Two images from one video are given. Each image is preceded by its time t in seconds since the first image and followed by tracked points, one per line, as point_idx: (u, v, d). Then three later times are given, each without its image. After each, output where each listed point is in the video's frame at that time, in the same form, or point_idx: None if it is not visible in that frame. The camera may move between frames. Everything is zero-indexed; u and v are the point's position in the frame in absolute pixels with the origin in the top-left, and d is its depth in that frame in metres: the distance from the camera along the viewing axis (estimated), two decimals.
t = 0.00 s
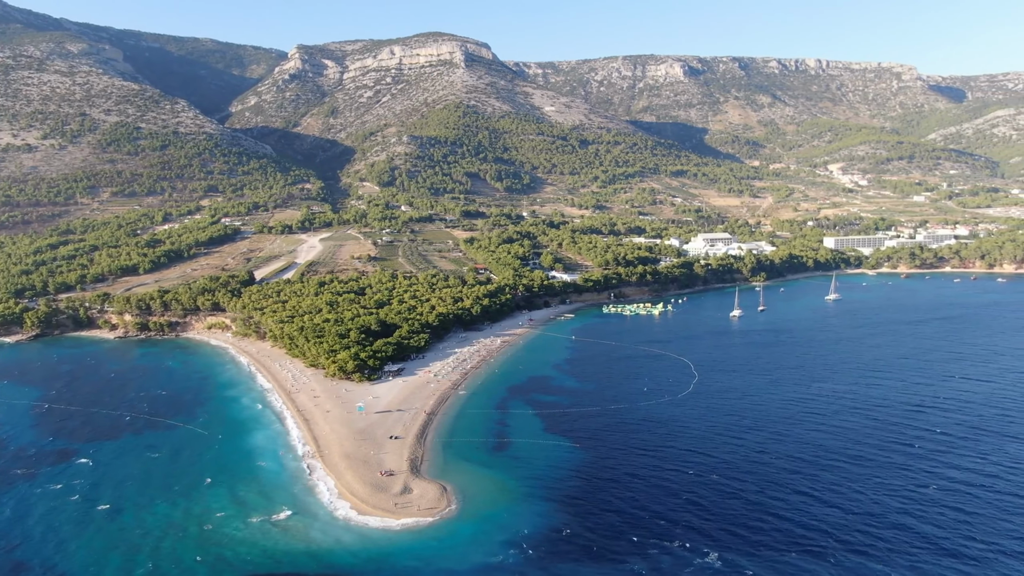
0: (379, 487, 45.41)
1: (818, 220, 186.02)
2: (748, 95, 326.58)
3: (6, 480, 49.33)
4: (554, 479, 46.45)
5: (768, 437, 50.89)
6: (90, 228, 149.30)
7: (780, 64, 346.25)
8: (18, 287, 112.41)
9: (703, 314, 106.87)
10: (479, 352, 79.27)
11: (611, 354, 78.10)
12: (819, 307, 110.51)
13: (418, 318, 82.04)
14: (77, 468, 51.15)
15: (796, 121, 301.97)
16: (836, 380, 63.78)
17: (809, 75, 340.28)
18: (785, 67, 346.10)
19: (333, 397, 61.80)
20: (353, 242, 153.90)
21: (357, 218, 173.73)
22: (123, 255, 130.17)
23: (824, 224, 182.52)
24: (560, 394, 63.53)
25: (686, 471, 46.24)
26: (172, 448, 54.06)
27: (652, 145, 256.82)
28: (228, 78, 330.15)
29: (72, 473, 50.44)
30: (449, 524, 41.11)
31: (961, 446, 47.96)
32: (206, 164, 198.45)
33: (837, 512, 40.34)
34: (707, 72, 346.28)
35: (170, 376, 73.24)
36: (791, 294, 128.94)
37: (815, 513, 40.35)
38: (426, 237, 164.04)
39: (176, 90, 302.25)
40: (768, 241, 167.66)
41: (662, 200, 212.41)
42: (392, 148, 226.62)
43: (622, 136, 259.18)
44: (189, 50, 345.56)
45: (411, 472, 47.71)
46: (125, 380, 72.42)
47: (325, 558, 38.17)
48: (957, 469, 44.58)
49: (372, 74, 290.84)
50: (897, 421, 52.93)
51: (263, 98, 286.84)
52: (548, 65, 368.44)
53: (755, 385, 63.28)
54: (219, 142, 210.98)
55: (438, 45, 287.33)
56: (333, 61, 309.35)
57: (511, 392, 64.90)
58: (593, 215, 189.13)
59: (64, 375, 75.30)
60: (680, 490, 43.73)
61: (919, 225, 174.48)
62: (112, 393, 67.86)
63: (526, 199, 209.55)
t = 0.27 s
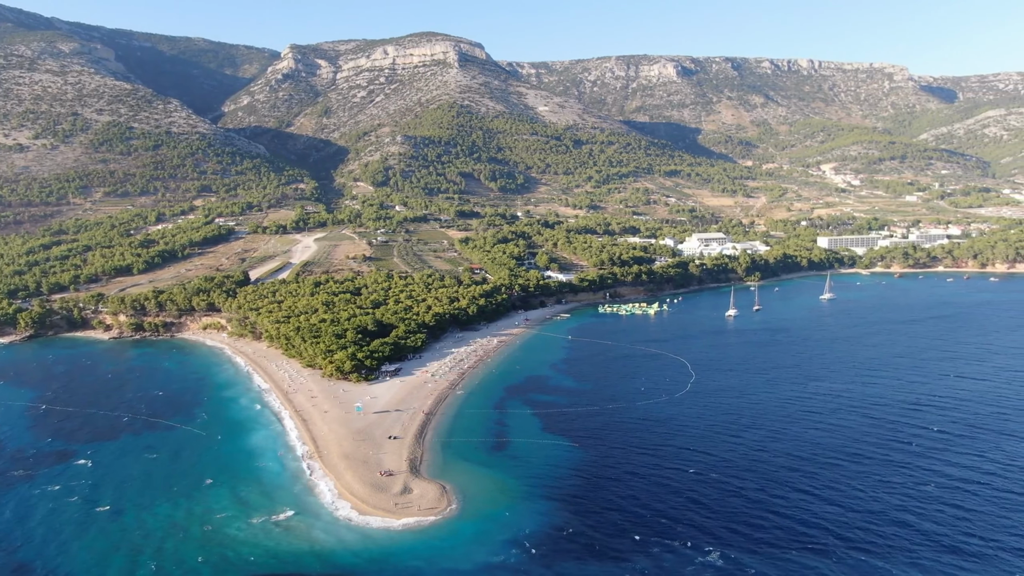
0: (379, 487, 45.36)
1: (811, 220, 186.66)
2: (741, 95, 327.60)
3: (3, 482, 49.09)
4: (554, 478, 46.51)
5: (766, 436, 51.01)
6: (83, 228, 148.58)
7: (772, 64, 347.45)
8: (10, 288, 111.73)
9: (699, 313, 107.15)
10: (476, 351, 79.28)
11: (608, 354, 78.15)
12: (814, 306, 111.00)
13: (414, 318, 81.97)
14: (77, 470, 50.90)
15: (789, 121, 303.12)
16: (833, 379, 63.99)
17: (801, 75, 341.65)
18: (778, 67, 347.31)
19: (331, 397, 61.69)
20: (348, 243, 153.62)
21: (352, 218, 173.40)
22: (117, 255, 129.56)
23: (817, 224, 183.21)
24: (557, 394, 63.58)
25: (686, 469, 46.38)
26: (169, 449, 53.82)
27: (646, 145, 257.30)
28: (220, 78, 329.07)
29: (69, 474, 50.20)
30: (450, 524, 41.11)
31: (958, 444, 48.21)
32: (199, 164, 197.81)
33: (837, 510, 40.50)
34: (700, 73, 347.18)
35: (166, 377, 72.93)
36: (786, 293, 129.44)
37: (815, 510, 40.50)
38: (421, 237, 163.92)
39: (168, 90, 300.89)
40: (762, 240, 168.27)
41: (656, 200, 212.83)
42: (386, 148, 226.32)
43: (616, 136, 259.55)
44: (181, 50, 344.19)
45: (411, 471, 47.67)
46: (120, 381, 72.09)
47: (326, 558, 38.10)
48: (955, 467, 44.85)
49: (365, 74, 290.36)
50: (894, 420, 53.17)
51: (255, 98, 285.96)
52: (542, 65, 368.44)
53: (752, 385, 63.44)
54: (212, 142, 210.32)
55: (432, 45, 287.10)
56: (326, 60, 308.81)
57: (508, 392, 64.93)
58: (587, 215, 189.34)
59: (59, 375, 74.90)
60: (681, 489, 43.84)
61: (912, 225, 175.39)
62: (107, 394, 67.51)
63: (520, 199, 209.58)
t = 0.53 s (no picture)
0: (379, 487, 45.31)
1: (805, 220, 187.32)
2: (734, 95, 328.57)
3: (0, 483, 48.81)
4: (554, 477, 46.58)
5: (765, 435, 51.16)
6: (75, 229, 147.78)
7: (765, 64, 348.62)
8: (3, 289, 111.05)
9: (694, 313, 107.39)
10: (473, 351, 79.29)
11: (605, 354, 78.18)
12: (809, 305, 111.43)
13: (411, 318, 81.89)
14: (77, 471, 50.72)
15: (781, 121, 304.21)
16: (830, 378, 64.18)
17: (794, 76, 342.94)
18: (771, 67, 348.49)
19: (329, 398, 61.58)
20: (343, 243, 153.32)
21: (346, 218, 173.07)
22: (110, 255, 128.94)
23: (811, 224, 183.88)
24: (555, 393, 63.62)
25: (686, 468, 46.50)
26: (167, 450, 53.63)
27: (639, 145, 257.75)
28: (213, 77, 327.85)
29: (66, 476, 49.92)
30: (452, 524, 41.11)
31: (956, 442, 48.48)
32: (193, 164, 197.13)
33: (838, 508, 40.67)
34: (693, 73, 347.99)
35: (162, 378, 72.61)
36: (780, 292, 129.88)
37: (816, 509, 40.63)
38: (416, 237, 163.79)
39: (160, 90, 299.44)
40: (756, 240, 168.84)
41: (650, 200, 213.20)
42: (380, 148, 225.99)
43: (610, 136, 259.93)
44: (173, 49, 342.66)
45: (410, 471, 47.63)
46: (115, 382, 71.73)
47: (328, 558, 38.04)
48: (953, 464, 45.10)
49: (359, 73, 289.88)
50: (891, 418, 53.40)
51: (248, 98, 285.00)
52: (535, 65, 368.41)
53: (749, 384, 63.61)
54: (206, 142, 209.59)
55: (425, 45, 286.87)
56: (319, 60, 308.19)
57: (506, 392, 64.95)
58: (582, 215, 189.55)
59: (54, 377, 74.47)
60: (682, 487, 43.94)
61: (905, 225, 176.32)
62: (103, 395, 67.16)
63: (514, 198, 209.62)
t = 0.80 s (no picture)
0: (379, 487, 45.28)
1: (798, 219, 187.94)
2: (727, 95, 329.54)
3: None
4: (554, 476, 46.65)
5: (764, 433, 51.35)
6: (68, 229, 146.99)
7: (758, 64, 349.73)
8: None
9: (690, 312, 107.61)
10: (470, 351, 79.30)
11: (602, 354, 78.26)
12: (804, 305, 111.85)
13: (407, 318, 81.83)
14: (77, 472, 50.49)
15: (774, 121, 305.30)
16: (826, 377, 64.42)
17: (786, 76, 344.20)
18: (763, 68, 349.64)
19: (327, 398, 61.46)
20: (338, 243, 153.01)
21: (341, 218, 172.74)
22: (104, 255, 128.33)
23: (804, 224, 184.55)
24: (552, 393, 63.68)
25: (686, 466, 46.65)
26: (165, 451, 53.44)
27: (633, 145, 258.19)
28: (205, 77, 326.59)
29: (64, 477, 49.67)
30: (453, 523, 41.10)
31: (953, 439, 48.76)
32: (186, 164, 196.42)
33: (838, 505, 40.83)
34: (686, 73, 348.80)
35: (158, 378, 72.31)
36: (775, 292, 130.36)
37: (816, 506, 40.80)
38: (411, 237, 163.65)
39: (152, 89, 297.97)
40: (750, 239, 169.41)
41: (644, 200, 213.58)
42: (374, 148, 225.61)
43: (604, 135, 260.26)
44: (165, 48, 340.98)
45: (410, 471, 47.62)
46: (111, 382, 71.42)
47: (329, 559, 37.98)
48: (951, 462, 45.37)
49: (352, 73, 289.35)
50: (888, 417, 53.62)
51: (241, 98, 283.95)
52: (528, 65, 368.34)
53: (746, 383, 63.84)
54: (199, 141, 208.87)
55: (419, 45, 286.58)
56: (312, 59, 307.54)
57: (503, 391, 64.98)
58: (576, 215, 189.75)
59: (49, 378, 74.06)
60: (682, 485, 44.08)
61: (897, 224, 177.22)
62: (98, 396, 66.85)
63: (508, 198, 209.62)
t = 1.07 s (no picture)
0: (380, 487, 45.21)
1: (792, 219, 188.52)
2: (720, 95, 330.40)
3: None
4: (554, 475, 46.70)
5: (762, 432, 51.50)
6: (61, 229, 146.18)
7: (751, 64, 350.65)
8: None
9: (686, 312, 107.81)
10: (467, 351, 79.27)
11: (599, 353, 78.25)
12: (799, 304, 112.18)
13: (404, 317, 81.77)
14: (77, 473, 50.30)
15: (767, 121, 306.27)
16: (823, 376, 64.63)
17: (779, 76, 345.29)
18: (756, 68, 350.59)
19: (325, 398, 61.36)
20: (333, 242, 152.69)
21: (336, 218, 172.38)
22: (98, 255, 127.72)
23: (798, 223, 185.11)
24: (550, 393, 63.71)
25: (686, 464, 46.79)
26: (164, 451, 53.28)
27: (627, 145, 258.54)
28: (197, 77, 325.36)
29: (63, 478, 49.49)
30: (455, 522, 41.09)
31: (951, 437, 48.98)
32: (179, 164, 195.67)
33: (838, 503, 40.98)
34: (679, 73, 349.48)
35: (155, 378, 72.05)
36: (770, 291, 130.75)
37: (817, 504, 40.92)
38: (406, 237, 163.48)
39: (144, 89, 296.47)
40: (745, 239, 169.89)
41: (638, 200, 213.89)
42: (368, 148, 225.13)
43: (598, 135, 260.52)
44: (157, 48, 339.50)
45: (410, 471, 47.55)
46: (108, 383, 71.18)
47: (331, 559, 37.91)
48: (949, 460, 45.59)
49: (346, 73, 288.76)
50: (886, 415, 53.83)
51: (234, 97, 282.93)
52: (522, 64, 368.10)
53: (744, 382, 64.02)
54: (192, 141, 208.16)
55: (413, 44, 286.24)
56: (305, 59, 306.85)
57: (501, 391, 64.99)
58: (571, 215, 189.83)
59: (45, 378, 73.77)
60: (682, 484, 44.17)
61: (890, 224, 178.06)
62: (95, 397, 66.60)
63: (502, 198, 209.54)
